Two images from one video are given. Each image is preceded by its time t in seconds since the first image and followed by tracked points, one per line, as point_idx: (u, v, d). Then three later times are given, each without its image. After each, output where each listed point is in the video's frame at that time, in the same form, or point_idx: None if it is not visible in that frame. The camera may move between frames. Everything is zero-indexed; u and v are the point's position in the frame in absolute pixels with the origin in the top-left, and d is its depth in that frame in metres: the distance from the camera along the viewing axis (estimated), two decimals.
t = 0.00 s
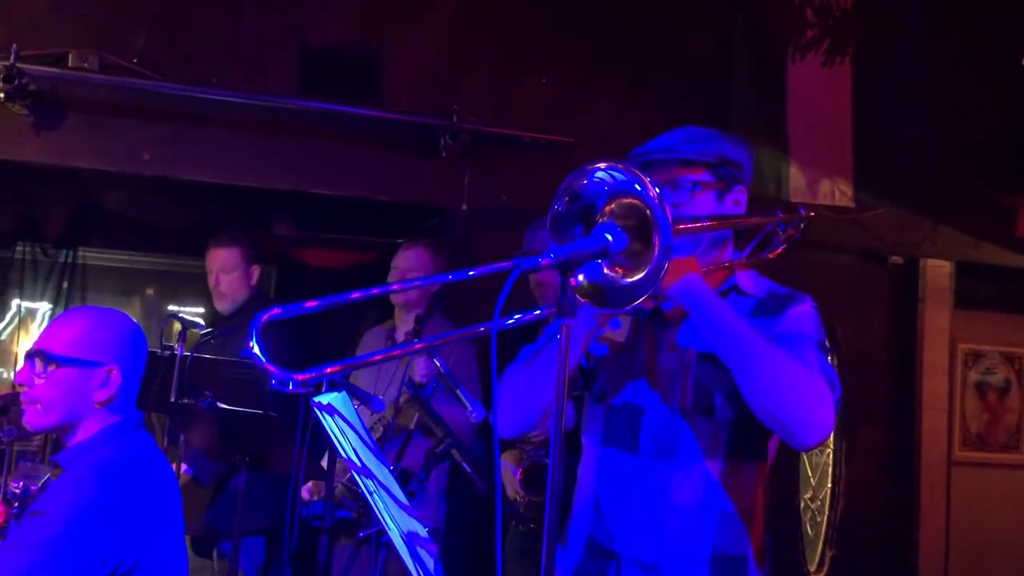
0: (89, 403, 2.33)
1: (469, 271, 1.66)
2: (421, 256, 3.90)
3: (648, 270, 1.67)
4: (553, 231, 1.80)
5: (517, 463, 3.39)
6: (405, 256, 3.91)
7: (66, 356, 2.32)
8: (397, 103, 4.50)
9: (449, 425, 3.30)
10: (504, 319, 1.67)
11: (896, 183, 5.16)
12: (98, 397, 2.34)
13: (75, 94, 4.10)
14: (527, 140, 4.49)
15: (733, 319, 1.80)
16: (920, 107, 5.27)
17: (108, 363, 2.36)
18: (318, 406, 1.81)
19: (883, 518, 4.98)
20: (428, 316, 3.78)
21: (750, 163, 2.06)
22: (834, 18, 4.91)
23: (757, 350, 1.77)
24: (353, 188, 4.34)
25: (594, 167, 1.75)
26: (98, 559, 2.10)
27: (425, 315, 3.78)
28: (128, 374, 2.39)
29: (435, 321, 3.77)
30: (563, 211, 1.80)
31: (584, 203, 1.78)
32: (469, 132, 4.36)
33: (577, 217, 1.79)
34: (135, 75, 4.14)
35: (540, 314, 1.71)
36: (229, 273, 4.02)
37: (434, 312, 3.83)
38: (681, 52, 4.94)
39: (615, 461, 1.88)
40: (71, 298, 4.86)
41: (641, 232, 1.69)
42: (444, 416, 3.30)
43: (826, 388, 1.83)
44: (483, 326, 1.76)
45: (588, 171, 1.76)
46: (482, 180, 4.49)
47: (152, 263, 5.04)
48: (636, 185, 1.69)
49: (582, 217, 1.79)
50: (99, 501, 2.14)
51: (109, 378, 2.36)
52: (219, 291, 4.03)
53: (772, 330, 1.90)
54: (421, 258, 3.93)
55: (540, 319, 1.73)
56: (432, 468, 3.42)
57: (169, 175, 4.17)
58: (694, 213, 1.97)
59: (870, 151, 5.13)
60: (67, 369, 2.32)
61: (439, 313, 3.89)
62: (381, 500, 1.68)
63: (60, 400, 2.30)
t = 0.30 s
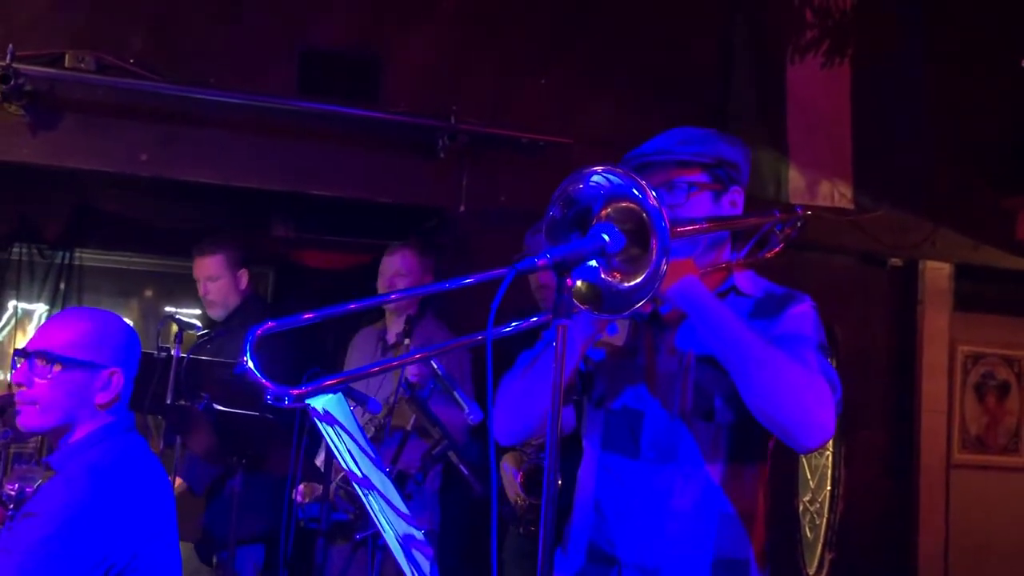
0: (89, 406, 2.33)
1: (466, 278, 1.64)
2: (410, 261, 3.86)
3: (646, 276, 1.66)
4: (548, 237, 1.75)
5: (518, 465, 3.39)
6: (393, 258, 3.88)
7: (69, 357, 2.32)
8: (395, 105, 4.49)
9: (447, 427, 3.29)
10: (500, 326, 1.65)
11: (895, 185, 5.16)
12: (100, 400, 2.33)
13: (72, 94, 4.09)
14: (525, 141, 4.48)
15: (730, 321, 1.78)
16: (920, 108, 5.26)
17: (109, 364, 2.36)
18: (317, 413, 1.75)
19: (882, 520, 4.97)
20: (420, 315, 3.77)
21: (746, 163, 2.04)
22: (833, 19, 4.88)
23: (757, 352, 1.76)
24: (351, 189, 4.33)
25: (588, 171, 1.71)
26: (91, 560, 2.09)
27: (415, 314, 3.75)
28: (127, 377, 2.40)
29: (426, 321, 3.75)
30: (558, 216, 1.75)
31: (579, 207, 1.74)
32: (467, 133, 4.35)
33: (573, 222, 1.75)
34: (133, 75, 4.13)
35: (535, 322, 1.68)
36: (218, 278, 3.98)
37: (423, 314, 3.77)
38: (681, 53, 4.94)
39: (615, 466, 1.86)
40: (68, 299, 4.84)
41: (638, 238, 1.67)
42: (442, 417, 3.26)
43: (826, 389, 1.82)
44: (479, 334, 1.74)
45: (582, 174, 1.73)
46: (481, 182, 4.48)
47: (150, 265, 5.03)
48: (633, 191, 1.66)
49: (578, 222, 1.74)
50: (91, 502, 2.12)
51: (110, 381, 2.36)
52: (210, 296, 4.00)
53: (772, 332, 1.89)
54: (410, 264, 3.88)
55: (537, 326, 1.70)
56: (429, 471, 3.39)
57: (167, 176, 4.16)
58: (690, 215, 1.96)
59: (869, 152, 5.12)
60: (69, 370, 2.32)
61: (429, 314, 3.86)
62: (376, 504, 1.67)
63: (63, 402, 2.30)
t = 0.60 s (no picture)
0: (89, 406, 2.33)
1: (467, 285, 1.64)
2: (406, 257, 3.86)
3: (645, 282, 1.67)
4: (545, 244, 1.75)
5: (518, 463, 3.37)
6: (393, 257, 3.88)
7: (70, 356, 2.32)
8: (395, 106, 4.49)
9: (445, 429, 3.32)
10: (500, 332, 1.66)
11: (892, 188, 5.17)
12: (100, 399, 2.34)
13: (71, 95, 4.09)
14: (524, 143, 4.48)
15: (729, 323, 1.79)
16: (920, 108, 5.25)
17: (108, 365, 2.36)
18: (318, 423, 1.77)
19: (880, 523, 4.97)
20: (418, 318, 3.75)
21: (745, 166, 2.03)
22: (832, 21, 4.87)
23: (757, 356, 1.76)
24: (350, 190, 4.33)
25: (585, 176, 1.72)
26: (89, 561, 2.09)
27: (414, 317, 3.74)
28: (125, 377, 2.40)
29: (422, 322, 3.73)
30: (555, 222, 1.76)
31: (576, 213, 1.75)
32: (466, 134, 4.36)
33: (571, 228, 1.75)
34: (132, 76, 4.14)
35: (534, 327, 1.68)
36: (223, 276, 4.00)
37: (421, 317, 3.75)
38: (680, 53, 4.91)
39: (615, 470, 1.86)
40: (66, 299, 4.83)
41: (636, 243, 1.67)
42: (440, 420, 3.28)
43: (826, 391, 1.82)
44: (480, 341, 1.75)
45: (579, 180, 1.74)
46: (480, 183, 4.48)
47: (150, 265, 5.01)
48: (632, 197, 1.66)
49: (575, 227, 1.74)
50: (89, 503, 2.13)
51: (109, 382, 2.36)
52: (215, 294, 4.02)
53: (772, 335, 1.89)
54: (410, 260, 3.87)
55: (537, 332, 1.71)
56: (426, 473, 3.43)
57: (167, 176, 4.16)
58: (688, 218, 1.97)
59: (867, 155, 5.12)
60: (69, 369, 2.32)
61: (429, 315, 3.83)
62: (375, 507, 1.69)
63: (63, 402, 2.31)
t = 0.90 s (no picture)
0: (89, 409, 2.32)
1: (466, 290, 1.63)
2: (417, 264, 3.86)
3: (645, 288, 1.67)
4: (546, 250, 1.74)
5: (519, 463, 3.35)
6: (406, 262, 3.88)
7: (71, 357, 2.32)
8: (395, 110, 4.49)
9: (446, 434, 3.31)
10: (501, 336, 1.66)
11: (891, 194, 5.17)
12: (101, 403, 2.33)
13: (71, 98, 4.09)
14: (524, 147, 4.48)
15: (729, 331, 1.78)
16: (920, 108, 5.27)
17: (110, 370, 2.36)
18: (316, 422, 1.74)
19: (878, 528, 4.97)
20: (430, 323, 3.76)
21: (746, 172, 2.04)
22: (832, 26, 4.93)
23: (755, 363, 1.76)
24: (349, 194, 4.33)
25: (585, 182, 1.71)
26: (87, 564, 2.08)
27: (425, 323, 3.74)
28: (129, 383, 2.40)
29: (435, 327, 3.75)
30: (555, 228, 1.75)
31: (576, 219, 1.74)
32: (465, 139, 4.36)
33: (571, 234, 1.74)
34: (132, 79, 4.13)
35: (534, 332, 1.68)
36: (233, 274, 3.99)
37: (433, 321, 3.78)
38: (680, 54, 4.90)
39: (611, 476, 1.85)
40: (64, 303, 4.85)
41: (636, 249, 1.67)
42: (440, 425, 3.29)
43: (824, 402, 1.82)
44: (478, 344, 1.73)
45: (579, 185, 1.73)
46: (480, 187, 4.48)
47: (149, 268, 5.01)
48: (632, 204, 1.66)
49: (576, 234, 1.74)
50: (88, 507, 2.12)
51: (111, 387, 2.35)
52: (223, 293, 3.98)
53: (771, 343, 1.89)
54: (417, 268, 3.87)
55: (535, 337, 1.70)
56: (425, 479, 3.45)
57: (166, 179, 4.15)
58: (689, 225, 1.97)
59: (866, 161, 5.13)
60: (71, 371, 2.32)
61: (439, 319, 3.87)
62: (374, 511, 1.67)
63: (65, 402, 2.30)
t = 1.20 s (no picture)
0: (97, 416, 2.34)
1: (473, 293, 1.66)
2: (438, 270, 3.88)
3: (652, 295, 1.69)
4: (555, 255, 1.73)
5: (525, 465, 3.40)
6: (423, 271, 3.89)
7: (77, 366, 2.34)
8: (404, 119, 4.51)
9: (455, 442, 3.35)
10: (510, 341, 1.68)
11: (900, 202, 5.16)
12: (108, 411, 2.35)
13: (82, 108, 4.13)
14: (532, 155, 4.50)
15: (732, 341, 1.79)
16: (924, 111, 5.28)
17: (117, 376, 2.38)
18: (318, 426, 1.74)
19: (889, 536, 4.94)
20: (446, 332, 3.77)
21: (753, 185, 2.03)
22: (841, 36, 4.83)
23: (757, 373, 1.77)
24: (359, 202, 4.34)
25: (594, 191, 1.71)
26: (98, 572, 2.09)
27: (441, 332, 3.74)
28: (135, 389, 2.41)
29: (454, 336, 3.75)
30: (565, 234, 1.75)
31: (586, 226, 1.74)
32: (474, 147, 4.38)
33: (581, 241, 1.74)
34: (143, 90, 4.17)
35: (540, 337, 1.69)
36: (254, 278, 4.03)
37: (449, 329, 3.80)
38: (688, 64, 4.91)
39: (613, 482, 1.85)
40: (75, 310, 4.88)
41: (645, 258, 1.69)
42: (451, 432, 3.34)
43: (827, 414, 1.82)
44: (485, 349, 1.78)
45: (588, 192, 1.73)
46: (488, 196, 4.49)
47: (162, 275, 5.02)
48: (642, 212, 1.67)
49: (585, 241, 1.74)
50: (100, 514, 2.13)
51: (118, 395, 2.37)
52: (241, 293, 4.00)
53: (774, 353, 1.89)
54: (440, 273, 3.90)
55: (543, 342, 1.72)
56: (435, 487, 3.43)
57: (177, 188, 4.18)
58: (696, 234, 1.98)
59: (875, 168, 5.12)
60: (79, 380, 2.33)
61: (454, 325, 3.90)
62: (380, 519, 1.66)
63: (71, 411, 2.31)
